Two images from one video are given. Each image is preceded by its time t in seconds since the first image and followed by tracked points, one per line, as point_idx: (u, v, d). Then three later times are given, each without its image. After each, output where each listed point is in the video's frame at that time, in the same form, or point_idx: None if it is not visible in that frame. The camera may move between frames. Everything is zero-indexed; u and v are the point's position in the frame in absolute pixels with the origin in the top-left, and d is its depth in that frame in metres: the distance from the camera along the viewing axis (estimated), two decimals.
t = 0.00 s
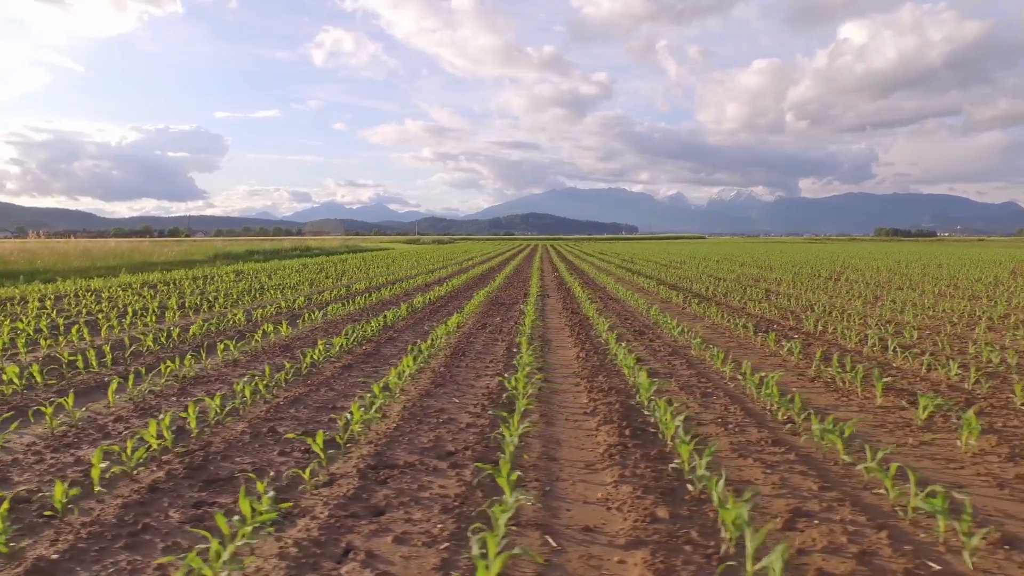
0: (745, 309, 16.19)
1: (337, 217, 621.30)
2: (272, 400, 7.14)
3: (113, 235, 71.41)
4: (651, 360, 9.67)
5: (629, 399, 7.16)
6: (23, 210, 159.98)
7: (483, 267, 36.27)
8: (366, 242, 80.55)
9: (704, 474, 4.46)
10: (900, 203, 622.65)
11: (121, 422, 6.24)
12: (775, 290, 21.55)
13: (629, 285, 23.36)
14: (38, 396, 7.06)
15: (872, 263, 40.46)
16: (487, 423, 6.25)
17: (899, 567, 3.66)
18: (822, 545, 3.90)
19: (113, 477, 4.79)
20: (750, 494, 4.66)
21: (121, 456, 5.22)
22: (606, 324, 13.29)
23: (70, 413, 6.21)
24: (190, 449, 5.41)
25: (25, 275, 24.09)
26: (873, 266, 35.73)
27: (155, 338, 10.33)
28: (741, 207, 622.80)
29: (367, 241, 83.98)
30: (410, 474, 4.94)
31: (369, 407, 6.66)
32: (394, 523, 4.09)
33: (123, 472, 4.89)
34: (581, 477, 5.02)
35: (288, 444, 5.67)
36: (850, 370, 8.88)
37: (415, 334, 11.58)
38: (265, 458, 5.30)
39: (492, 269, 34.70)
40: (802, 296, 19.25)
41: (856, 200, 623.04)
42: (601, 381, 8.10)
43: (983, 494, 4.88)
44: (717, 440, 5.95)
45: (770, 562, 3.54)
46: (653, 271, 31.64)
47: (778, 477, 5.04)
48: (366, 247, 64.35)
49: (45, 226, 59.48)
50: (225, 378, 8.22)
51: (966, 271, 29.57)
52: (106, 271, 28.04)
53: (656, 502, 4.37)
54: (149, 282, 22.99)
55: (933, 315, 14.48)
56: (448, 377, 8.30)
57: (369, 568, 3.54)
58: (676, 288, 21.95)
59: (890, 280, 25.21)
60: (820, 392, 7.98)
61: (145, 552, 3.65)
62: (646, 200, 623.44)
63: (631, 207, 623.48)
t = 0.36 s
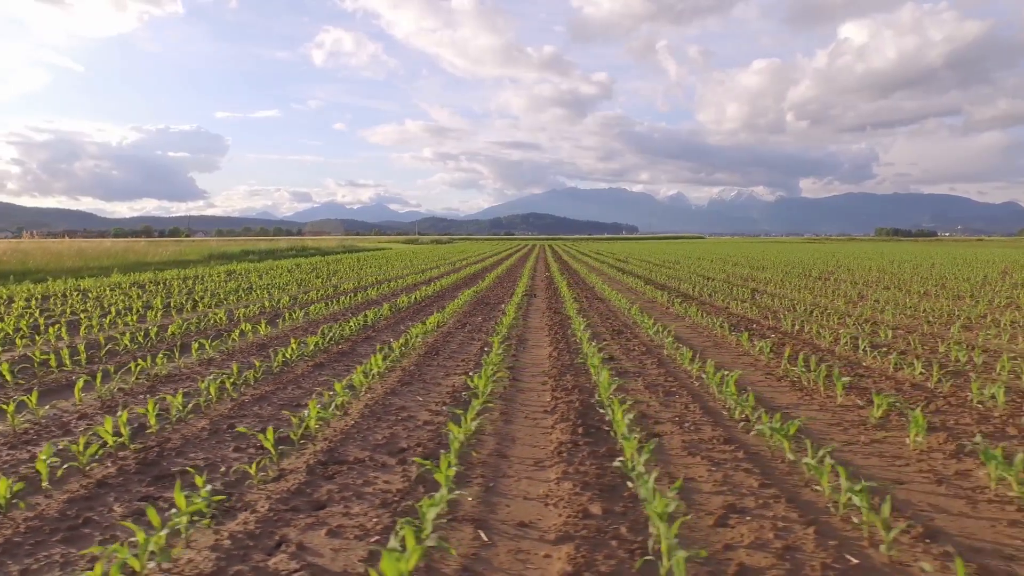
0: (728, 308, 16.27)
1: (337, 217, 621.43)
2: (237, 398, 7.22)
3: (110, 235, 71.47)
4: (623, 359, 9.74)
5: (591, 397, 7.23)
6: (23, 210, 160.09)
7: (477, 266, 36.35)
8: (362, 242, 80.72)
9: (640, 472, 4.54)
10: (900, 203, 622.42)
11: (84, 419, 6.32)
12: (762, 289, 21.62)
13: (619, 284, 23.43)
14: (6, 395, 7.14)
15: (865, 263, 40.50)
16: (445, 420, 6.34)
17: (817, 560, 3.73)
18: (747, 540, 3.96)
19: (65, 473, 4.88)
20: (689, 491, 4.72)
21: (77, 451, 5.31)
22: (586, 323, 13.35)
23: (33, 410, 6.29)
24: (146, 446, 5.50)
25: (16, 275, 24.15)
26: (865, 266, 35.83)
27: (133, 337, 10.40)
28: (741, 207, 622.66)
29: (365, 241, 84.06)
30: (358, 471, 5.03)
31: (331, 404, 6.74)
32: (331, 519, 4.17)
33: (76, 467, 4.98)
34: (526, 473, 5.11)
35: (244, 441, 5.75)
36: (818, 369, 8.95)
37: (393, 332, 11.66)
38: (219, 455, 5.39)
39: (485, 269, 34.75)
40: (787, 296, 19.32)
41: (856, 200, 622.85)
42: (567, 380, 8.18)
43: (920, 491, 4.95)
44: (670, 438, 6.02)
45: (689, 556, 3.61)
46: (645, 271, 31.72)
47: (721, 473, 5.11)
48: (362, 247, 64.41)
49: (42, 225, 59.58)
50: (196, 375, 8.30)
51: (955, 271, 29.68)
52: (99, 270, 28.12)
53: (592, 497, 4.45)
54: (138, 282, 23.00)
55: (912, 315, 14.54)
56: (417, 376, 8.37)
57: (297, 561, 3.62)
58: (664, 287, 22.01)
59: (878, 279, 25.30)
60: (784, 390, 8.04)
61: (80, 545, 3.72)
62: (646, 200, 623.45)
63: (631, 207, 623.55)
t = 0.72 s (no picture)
0: (710, 307, 16.32)
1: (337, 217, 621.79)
2: (203, 394, 7.28)
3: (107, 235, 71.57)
4: (594, 357, 9.80)
5: (552, 393, 7.29)
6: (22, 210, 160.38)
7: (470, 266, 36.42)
8: (360, 242, 80.84)
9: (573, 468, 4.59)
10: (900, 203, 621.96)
11: (46, 414, 6.39)
12: (750, 288, 21.63)
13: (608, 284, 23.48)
14: None
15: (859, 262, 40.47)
16: (402, 416, 6.40)
17: (739, 552, 3.74)
18: (675, 532, 3.98)
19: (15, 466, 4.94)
20: (629, 484, 4.76)
21: (32, 445, 5.37)
22: (566, 322, 13.40)
23: None
24: (102, 441, 5.57)
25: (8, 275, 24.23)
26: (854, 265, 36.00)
27: (110, 335, 10.47)
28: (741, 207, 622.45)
29: (361, 241, 84.10)
30: (305, 466, 5.10)
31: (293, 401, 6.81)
32: (268, 511, 4.24)
33: (27, 461, 5.04)
34: (472, 467, 5.19)
35: (200, 436, 5.81)
36: (786, 367, 9.00)
37: (371, 330, 11.72)
38: (172, 449, 5.45)
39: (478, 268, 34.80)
40: (773, 295, 19.34)
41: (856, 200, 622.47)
42: (533, 377, 8.23)
43: (859, 485, 5.02)
44: (623, 434, 6.07)
45: (612, 547, 3.65)
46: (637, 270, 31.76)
47: (665, 467, 5.15)
48: (359, 247, 64.47)
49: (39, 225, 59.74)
50: (166, 371, 8.37)
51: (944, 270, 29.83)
52: (92, 270, 28.22)
53: (529, 491, 4.50)
54: (128, 281, 22.99)
55: (893, 314, 14.55)
56: (385, 374, 8.43)
57: (226, 550, 3.69)
58: (652, 287, 22.07)
59: (865, 279, 25.42)
60: (748, 388, 8.08)
61: (13, 537, 3.78)
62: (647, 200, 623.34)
63: (631, 207, 623.50)
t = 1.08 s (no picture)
0: (693, 306, 16.34)
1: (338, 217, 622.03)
2: (168, 391, 7.33)
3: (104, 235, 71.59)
4: (565, 356, 9.84)
5: (514, 391, 7.32)
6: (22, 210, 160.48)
7: (463, 266, 36.42)
8: (357, 242, 80.91)
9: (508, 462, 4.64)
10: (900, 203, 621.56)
11: (9, 411, 6.44)
12: (737, 287, 21.62)
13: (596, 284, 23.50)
14: None
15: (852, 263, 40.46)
16: (359, 414, 6.44)
17: (663, 546, 3.75)
18: (604, 527, 4.01)
19: None
20: (570, 480, 4.80)
21: None
22: (545, 321, 13.44)
23: None
24: (59, 437, 5.62)
25: None
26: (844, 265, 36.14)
27: (86, 334, 10.50)
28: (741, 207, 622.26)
29: (358, 241, 84.13)
30: (254, 463, 5.14)
31: (254, 400, 6.86)
32: (207, 506, 4.29)
33: None
34: (419, 464, 5.25)
35: (157, 433, 5.85)
36: (755, 365, 9.04)
37: (347, 329, 11.74)
38: (128, 445, 5.51)
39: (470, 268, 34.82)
40: (759, 295, 19.36)
41: (857, 200, 622.17)
42: (499, 375, 8.28)
43: (801, 481, 5.07)
44: (576, 431, 6.10)
45: (534, 540, 3.69)
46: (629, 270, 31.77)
47: (611, 463, 5.17)
48: (355, 247, 64.52)
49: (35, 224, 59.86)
50: (136, 368, 8.41)
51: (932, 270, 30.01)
52: (84, 270, 28.27)
53: (468, 487, 4.55)
54: (117, 280, 23.00)
55: (873, 313, 14.57)
56: (353, 372, 8.48)
57: (157, 541, 3.74)
58: (639, 287, 22.09)
59: (852, 278, 25.54)
60: (713, 386, 8.13)
61: None
62: (647, 200, 623.29)
63: (631, 207, 623.43)
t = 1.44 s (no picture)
0: (677, 307, 16.40)
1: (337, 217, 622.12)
2: (136, 389, 7.39)
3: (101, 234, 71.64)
4: (539, 356, 9.91)
5: (478, 390, 7.38)
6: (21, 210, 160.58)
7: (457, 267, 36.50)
8: (354, 242, 80.99)
9: (450, 461, 4.69)
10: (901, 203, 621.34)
11: None
12: (724, 288, 21.68)
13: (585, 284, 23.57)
14: None
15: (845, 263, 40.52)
16: (321, 412, 6.50)
17: (591, 544, 3.80)
18: (539, 524, 4.07)
19: None
20: (516, 479, 4.86)
21: None
22: (526, 322, 13.51)
23: None
24: (19, 435, 5.68)
25: None
26: (836, 265, 36.30)
27: (64, 333, 10.56)
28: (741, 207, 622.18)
29: (356, 241, 84.28)
30: (208, 461, 5.22)
31: (220, 400, 6.93)
32: (152, 502, 4.36)
33: None
34: (372, 463, 5.32)
35: (118, 430, 5.92)
36: (725, 365, 9.10)
37: (327, 329, 11.81)
38: (87, 443, 5.58)
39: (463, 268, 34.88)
40: (744, 295, 19.42)
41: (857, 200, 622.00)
42: (468, 375, 8.34)
43: (746, 480, 5.10)
44: (533, 430, 6.16)
45: (461, 536, 3.78)
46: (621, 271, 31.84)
47: (560, 461, 5.23)
48: (351, 247, 64.59)
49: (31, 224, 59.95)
50: (109, 366, 8.47)
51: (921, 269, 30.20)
52: (76, 270, 28.33)
53: (411, 485, 4.61)
54: (108, 280, 23.06)
55: (853, 314, 14.63)
56: (323, 372, 8.54)
57: (95, 536, 3.81)
58: (627, 287, 22.16)
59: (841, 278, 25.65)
60: (680, 386, 8.19)
61: None
62: (647, 200, 623.22)
63: (631, 207, 623.42)
